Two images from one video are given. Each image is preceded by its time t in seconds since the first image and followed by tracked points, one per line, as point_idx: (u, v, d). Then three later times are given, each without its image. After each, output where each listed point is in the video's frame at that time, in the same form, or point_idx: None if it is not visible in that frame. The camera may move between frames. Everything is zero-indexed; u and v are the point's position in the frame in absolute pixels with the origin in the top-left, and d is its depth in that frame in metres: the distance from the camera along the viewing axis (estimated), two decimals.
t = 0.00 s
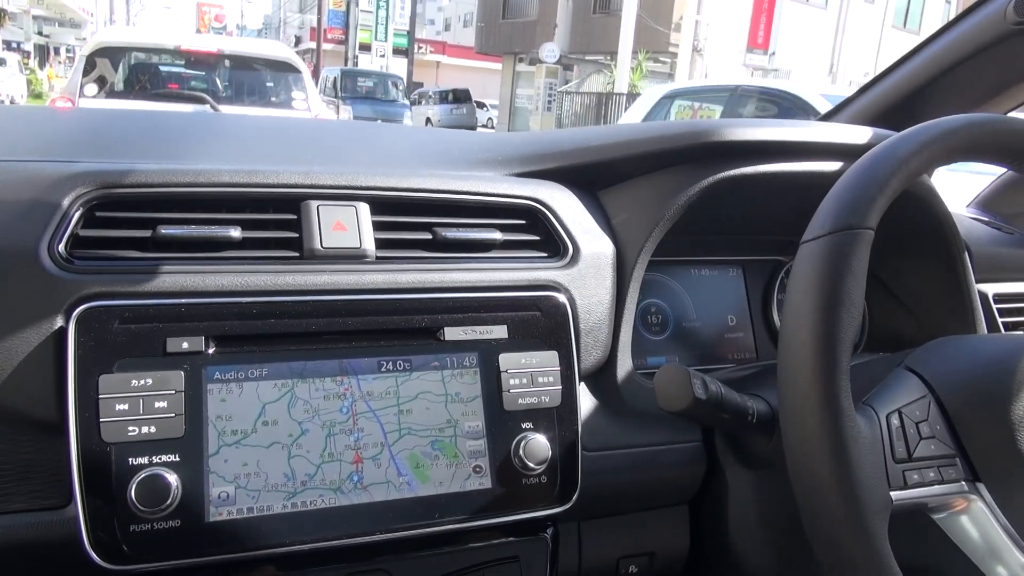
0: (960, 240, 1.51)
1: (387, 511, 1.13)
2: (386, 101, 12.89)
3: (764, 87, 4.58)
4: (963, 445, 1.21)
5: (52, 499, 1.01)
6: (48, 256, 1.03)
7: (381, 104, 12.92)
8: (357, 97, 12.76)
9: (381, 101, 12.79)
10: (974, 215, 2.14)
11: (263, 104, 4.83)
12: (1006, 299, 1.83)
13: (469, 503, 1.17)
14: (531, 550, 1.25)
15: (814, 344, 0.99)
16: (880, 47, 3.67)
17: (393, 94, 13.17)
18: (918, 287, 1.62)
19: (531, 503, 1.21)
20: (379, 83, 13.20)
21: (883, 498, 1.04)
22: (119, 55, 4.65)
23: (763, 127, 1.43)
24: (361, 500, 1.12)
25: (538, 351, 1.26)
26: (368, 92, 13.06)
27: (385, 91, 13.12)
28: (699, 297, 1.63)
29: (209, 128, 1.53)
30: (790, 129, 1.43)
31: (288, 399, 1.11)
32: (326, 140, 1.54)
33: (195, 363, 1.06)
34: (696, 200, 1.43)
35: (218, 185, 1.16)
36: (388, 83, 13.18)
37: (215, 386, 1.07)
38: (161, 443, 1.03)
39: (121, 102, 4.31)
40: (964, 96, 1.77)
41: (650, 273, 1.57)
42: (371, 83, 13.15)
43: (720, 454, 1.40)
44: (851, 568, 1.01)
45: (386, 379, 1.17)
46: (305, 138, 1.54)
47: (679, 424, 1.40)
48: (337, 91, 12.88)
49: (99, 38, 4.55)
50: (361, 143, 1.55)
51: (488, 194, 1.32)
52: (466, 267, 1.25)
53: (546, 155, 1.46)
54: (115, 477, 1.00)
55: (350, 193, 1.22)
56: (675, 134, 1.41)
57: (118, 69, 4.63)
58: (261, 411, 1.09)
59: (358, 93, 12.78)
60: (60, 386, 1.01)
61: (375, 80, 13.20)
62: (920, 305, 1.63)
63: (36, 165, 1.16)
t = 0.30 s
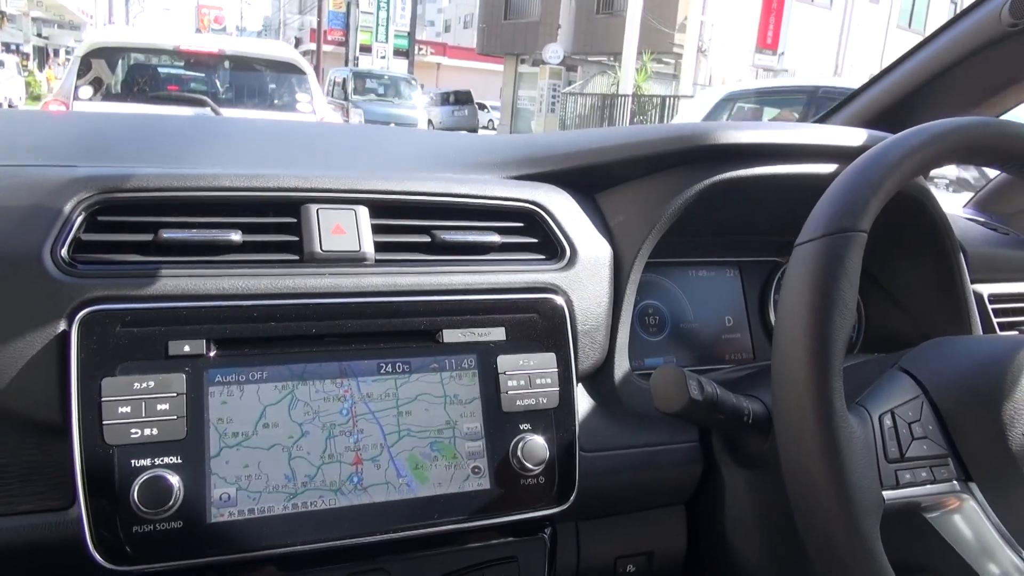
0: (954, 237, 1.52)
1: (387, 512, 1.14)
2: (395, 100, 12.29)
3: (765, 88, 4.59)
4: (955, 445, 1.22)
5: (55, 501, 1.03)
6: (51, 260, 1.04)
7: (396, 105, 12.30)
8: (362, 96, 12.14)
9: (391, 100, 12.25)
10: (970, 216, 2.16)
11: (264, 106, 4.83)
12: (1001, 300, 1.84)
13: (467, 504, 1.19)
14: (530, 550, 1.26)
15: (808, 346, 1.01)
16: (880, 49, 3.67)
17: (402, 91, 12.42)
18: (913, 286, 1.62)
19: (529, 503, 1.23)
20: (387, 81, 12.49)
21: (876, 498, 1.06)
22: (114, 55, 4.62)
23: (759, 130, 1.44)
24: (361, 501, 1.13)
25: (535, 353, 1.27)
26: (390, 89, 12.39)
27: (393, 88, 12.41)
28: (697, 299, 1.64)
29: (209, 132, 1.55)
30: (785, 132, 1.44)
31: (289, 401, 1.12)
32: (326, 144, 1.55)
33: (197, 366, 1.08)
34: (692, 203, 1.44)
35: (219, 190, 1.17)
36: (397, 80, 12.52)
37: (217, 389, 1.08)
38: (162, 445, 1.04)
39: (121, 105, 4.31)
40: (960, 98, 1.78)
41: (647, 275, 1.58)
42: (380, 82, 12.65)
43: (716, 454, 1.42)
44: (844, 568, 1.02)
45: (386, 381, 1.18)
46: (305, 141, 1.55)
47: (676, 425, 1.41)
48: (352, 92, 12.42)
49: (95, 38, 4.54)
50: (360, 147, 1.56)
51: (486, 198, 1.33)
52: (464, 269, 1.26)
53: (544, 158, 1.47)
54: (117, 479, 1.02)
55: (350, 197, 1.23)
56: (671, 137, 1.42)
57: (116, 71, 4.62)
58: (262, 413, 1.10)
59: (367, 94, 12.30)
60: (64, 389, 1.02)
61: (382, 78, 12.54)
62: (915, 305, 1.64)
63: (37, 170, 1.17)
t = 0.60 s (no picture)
0: (945, 230, 1.50)
1: (377, 523, 1.14)
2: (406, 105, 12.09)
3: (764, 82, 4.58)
4: (948, 442, 1.21)
5: (42, 521, 1.02)
6: (34, 278, 1.04)
7: (404, 108, 11.92)
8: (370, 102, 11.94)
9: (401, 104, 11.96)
10: (965, 208, 2.14)
11: (264, 115, 4.82)
12: (997, 292, 1.83)
13: (459, 512, 1.18)
14: (526, 557, 1.26)
15: (794, 346, 1.00)
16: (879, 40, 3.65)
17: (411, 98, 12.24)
18: (907, 280, 1.61)
19: (522, 511, 1.22)
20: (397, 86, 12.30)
21: (868, 498, 1.05)
22: (108, 67, 4.58)
23: (746, 128, 1.44)
24: (351, 512, 1.13)
25: (525, 358, 1.26)
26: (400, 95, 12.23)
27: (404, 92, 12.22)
28: (690, 299, 1.63)
29: (198, 145, 1.54)
30: (772, 129, 1.43)
31: (276, 414, 1.11)
32: (314, 154, 1.54)
33: (182, 382, 1.07)
34: (681, 203, 1.43)
35: (203, 203, 1.17)
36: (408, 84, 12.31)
37: (203, 404, 1.08)
38: (149, 462, 1.04)
39: (118, 118, 4.31)
40: (949, 89, 1.77)
41: (639, 276, 1.57)
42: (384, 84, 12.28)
43: (711, 456, 1.41)
44: (836, 568, 1.02)
45: (374, 392, 1.17)
46: (293, 152, 1.55)
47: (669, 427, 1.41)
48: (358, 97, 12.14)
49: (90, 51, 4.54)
50: (348, 156, 1.55)
51: (472, 204, 1.32)
52: (451, 277, 1.26)
53: (531, 162, 1.46)
54: (104, 497, 1.01)
55: (335, 207, 1.23)
56: (657, 137, 1.41)
57: (111, 82, 4.61)
58: (249, 427, 1.10)
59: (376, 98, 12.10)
60: (49, 409, 1.02)
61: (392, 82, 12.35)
62: (909, 299, 1.63)
63: (21, 188, 1.17)
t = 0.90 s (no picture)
0: (966, 226, 1.50)
1: (404, 515, 1.14)
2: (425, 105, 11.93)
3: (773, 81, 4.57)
4: (974, 437, 1.21)
5: (76, 511, 1.04)
6: (64, 273, 1.05)
7: (421, 108, 11.69)
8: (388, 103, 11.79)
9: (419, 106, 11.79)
10: (982, 204, 2.14)
11: (275, 116, 4.81)
12: (1015, 288, 1.83)
13: (484, 505, 1.19)
14: (548, 550, 1.26)
15: (822, 338, 1.00)
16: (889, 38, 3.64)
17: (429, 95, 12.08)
18: (925, 276, 1.61)
19: (546, 504, 1.23)
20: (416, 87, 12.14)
21: (896, 490, 1.05)
22: (116, 67, 4.62)
23: (766, 124, 1.44)
24: (378, 505, 1.13)
25: (548, 353, 1.27)
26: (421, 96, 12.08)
27: (423, 92, 12.09)
28: (709, 295, 1.63)
29: (216, 143, 1.55)
30: (792, 125, 1.44)
31: (303, 407, 1.12)
32: (334, 151, 1.55)
33: (211, 375, 1.08)
34: (702, 199, 1.44)
35: (229, 199, 1.18)
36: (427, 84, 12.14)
37: (231, 397, 1.09)
38: (179, 454, 1.05)
39: (127, 119, 4.32)
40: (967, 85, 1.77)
41: (658, 272, 1.58)
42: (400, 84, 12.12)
43: (733, 451, 1.41)
44: (864, 560, 1.02)
45: (399, 385, 1.18)
46: (312, 149, 1.55)
47: (690, 422, 1.41)
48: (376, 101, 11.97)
49: (98, 51, 4.54)
50: (367, 153, 1.56)
51: (495, 200, 1.33)
52: (474, 271, 1.26)
53: (551, 159, 1.47)
54: (135, 488, 1.02)
55: (358, 202, 1.24)
56: (678, 133, 1.41)
57: (119, 84, 4.66)
58: (277, 420, 1.11)
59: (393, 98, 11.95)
60: (81, 401, 1.03)
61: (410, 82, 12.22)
62: (929, 295, 1.63)
63: (48, 185, 1.18)
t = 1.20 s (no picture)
0: (971, 235, 1.53)
1: (417, 515, 1.18)
2: (448, 108, 11.66)
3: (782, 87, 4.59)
4: (973, 444, 1.24)
5: (103, 507, 1.08)
6: (93, 276, 1.09)
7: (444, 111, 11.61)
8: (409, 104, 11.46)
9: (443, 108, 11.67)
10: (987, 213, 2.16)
11: (287, 117, 4.87)
12: (1019, 297, 1.85)
13: (495, 505, 1.22)
14: (556, 551, 1.30)
15: (826, 348, 1.03)
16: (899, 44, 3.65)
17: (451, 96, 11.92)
18: (930, 284, 1.64)
19: (556, 505, 1.26)
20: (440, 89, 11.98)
21: (895, 497, 1.08)
22: (128, 69, 4.67)
23: (773, 134, 1.47)
24: (392, 504, 1.17)
25: (558, 357, 1.30)
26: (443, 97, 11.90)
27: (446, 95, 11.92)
28: (716, 301, 1.66)
29: (234, 149, 1.59)
30: (799, 136, 1.47)
31: (321, 408, 1.16)
32: (350, 157, 1.58)
33: (233, 376, 1.12)
34: (710, 207, 1.47)
35: (250, 205, 1.21)
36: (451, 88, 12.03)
37: (252, 398, 1.12)
38: (202, 452, 1.08)
39: (140, 120, 4.35)
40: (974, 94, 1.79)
41: (665, 278, 1.61)
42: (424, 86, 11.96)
43: (737, 455, 1.44)
44: (865, 564, 1.05)
45: (414, 388, 1.22)
46: (328, 155, 1.59)
47: (696, 426, 1.44)
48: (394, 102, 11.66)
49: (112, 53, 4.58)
50: (382, 159, 1.59)
51: (508, 207, 1.37)
52: (487, 277, 1.30)
53: (562, 167, 1.50)
54: (161, 485, 1.06)
55: (375, 209, 1.27)
56: (687, 144, 1.44)
57: (132, 85, 4.69)
58: (296, 420, 1.14)
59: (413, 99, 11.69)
60: (108, 400, 1.07)
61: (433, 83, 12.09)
62: (934, 303, 1.66)
63: (75, 190, 1.22)
